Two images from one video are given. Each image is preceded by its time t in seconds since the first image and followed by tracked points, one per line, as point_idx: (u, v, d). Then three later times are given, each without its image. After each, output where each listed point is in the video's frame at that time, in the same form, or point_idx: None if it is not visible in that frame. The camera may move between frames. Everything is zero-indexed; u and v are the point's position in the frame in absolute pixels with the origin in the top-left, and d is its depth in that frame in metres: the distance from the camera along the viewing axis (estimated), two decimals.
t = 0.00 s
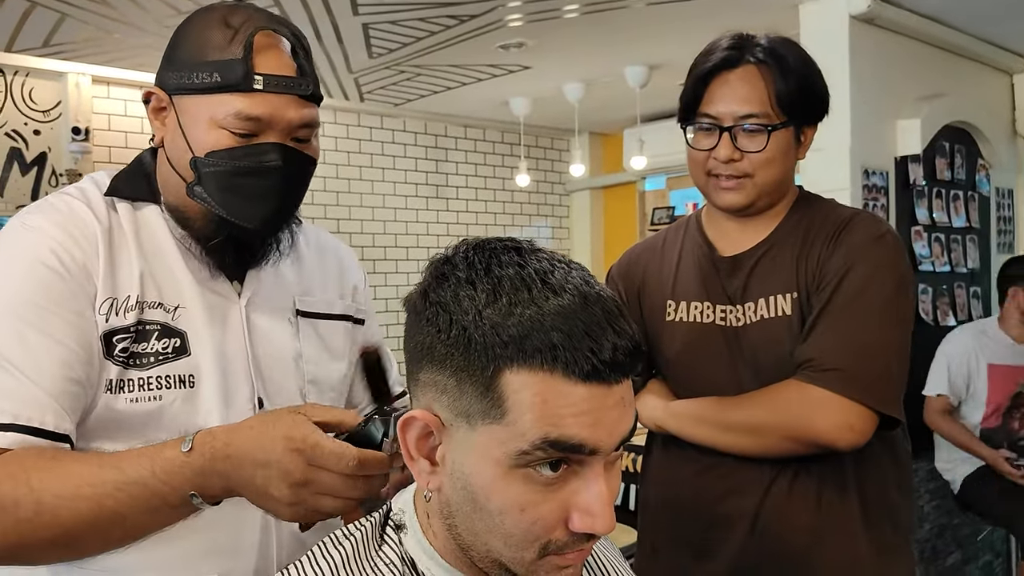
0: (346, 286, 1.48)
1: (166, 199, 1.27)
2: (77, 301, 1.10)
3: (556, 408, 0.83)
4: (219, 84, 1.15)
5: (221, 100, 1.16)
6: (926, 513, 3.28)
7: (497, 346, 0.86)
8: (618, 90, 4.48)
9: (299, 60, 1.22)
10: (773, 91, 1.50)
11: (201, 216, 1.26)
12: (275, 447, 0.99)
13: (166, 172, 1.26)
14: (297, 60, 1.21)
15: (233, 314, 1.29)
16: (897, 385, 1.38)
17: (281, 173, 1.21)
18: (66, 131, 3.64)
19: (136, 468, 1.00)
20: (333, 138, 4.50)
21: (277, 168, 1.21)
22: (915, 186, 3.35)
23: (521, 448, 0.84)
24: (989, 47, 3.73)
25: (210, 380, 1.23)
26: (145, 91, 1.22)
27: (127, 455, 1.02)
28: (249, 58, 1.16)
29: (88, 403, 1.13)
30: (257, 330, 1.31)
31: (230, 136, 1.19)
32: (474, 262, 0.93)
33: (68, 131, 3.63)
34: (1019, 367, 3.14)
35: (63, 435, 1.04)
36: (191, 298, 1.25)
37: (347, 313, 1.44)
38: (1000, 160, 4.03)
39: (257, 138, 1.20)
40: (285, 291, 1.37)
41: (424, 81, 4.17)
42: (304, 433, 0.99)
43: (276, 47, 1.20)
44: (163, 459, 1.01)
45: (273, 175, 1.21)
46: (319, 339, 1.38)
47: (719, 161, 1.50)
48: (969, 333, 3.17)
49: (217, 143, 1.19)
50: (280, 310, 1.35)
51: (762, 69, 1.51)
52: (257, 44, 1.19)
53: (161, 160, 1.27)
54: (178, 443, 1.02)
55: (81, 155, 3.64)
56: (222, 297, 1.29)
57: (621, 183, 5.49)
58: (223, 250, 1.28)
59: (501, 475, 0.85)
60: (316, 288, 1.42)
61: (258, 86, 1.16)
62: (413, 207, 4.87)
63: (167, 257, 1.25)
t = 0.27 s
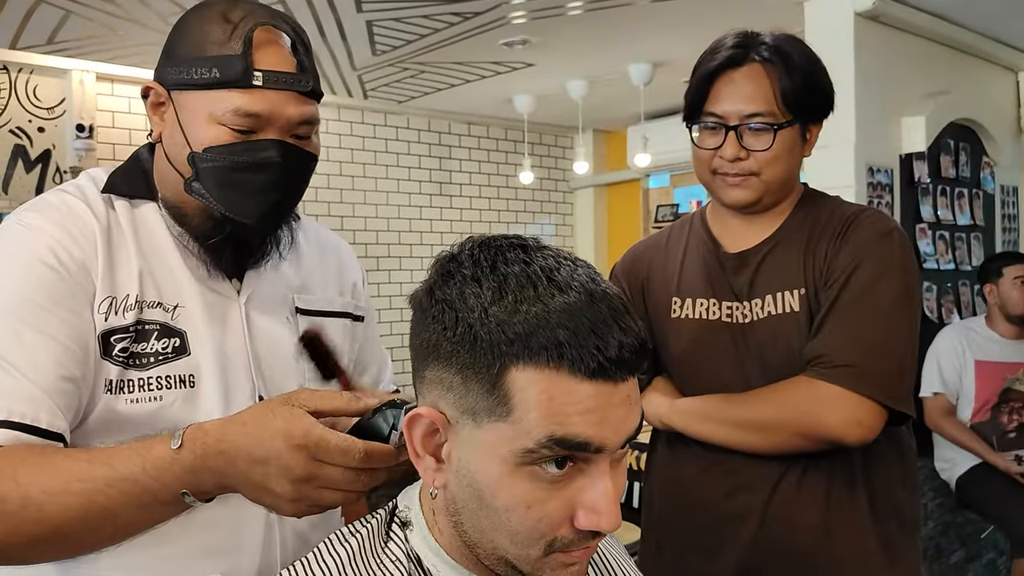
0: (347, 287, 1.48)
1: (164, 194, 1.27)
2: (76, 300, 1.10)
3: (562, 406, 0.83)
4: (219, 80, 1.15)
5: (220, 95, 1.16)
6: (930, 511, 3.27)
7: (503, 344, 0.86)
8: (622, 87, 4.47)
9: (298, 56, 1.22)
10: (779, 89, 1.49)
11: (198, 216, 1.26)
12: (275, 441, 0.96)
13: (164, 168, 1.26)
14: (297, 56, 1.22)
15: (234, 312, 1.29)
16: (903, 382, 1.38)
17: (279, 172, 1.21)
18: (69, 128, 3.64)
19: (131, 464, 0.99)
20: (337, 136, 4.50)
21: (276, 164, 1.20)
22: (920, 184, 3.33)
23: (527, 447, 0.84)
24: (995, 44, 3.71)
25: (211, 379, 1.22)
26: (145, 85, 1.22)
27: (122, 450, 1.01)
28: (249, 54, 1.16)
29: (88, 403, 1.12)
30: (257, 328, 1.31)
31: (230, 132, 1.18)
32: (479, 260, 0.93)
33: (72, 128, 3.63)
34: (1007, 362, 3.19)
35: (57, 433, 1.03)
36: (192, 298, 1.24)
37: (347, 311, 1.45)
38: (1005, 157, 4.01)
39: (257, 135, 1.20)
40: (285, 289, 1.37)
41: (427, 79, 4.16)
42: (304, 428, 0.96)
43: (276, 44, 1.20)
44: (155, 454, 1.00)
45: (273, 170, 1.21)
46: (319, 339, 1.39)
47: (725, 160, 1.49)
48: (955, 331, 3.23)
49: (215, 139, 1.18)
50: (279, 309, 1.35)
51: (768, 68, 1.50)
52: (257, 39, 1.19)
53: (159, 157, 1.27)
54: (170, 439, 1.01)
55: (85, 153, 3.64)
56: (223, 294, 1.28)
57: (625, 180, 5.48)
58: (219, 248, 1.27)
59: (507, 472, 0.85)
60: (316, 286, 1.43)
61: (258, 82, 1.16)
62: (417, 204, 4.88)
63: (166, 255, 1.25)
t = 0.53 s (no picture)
0: (341, 279, 1.50)
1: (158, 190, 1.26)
2: (73, 298, 1.10)
3: (565, 403, 0.83)
4: (214, 76, 1.15)
5: (214, 93, 1.16)
6: (933, 510, 3.26)
7: (507, 340, 0.86)
8: (625, 85, 4.47)
9: (295, 52, 1.21)
10: (781, 84, 1.49)
11: (192, 212, 1.25)
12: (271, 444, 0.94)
13: (157, 164, 1.25)
14: (294, 52, 1.21)
15: (230, 310, 1.30)
16: (907, 379, 1.38)
17: (275, 168, 1.21)
18: (73, 125, 3.64)
19: (129, 466, 0.98)
20: (340, 133, 4.49)
21: (272, 163, 1.20)
22: (924, 182, 3.33)
23: (530, 443, 0.84)
24: (999, 41, 3.70)
25: (209, 378, 1.23)
26: (138, 80, 1.21)
27: (120, 452, 0.99)
28: (245, 50, 1.15)
29: (88, 402, 1.13)
30: (253, 326, 1.31)
31: (225, 129, 1.18)
32: (483, 256, 0.93)
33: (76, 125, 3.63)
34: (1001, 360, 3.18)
35: (55, 433, 1.02)
36: (189, 294, 1.25)
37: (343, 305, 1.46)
38: (1008, 155, 4.01)
39: (252, 132, 1.19)
40: (280, 286, 1.37)
41: (430, 76, 4.16)
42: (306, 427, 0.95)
43: (273, 39, 1.19)
44: (156, 456, 0.98)
45: (269, 168, 1.20)
46: (316, 334, 1.40)
47: (727, 155, 1.49)
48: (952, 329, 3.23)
49: (210, 136, 1.18)
50: (276, 307, 1.36)
51: (770, 63, 1.50)
52: (253, 36, 1.18)
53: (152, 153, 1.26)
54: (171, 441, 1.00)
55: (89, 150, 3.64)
56: (219, 292, 1.29)
57: (628, 178, 5.47)
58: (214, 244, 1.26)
59: (510, 469, 0.85)
60: (312, 281, 1.44)
61: (254, 78, 1.15)
62: (420, 201, 4.88)
63: (162, 253, 1.25)
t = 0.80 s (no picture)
0: (338, 278, 1.50)
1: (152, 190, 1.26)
2: (67, 296, 1.09)
3: (569, 400, 0.83)
4: (203, 73, 1.15)
5: (204, 90, 1.16)
6: (937, 509, 3.25)
7: (510, 338, 0.86)
8: (629, 83, 4.46)
9: (286, 48, 1.21)
10: (780, 80, 1.48)
11: (186, 209, 1.25)
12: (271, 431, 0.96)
13: (151, 165, 1.25)
14: (284, 48, 1.20)
15: (224, 311, 1.28)
16: (910, 376, 1.37)
17: (267, 165, 1.21)
18: (78, 123, 3.66)
19: (131, 461, 0.98)
20: (344, 131, 4.50)
21: (264, 161, 1.20)
22: (929, 180, 3.31)
23: (534, 441, 0.84)
24: (1005, 39, 3.69)
25: (203, 378, 1.22)
26: (130, 79, 1.22)
27: (121, 448, 0.99)
28: (234, 48, 1.15)
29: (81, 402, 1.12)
30: (247, 326, 1.30)
31: (216, 126, 1.18)
32: (488, 253, 0.93)
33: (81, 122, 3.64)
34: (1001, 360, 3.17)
35: (54, 431, 1.01)
36: (182, 294, 1.24)
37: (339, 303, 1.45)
38: (1014, 153, 3.99)
39: (242, 130, 1.19)
40: (275, 285, 1.37)
41: (434, 74, 4.16)
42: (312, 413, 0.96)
43: (264, 35, 1.19)
44: (158, 452, 0.98)
45: (260, 166, 1.20)
46: (312, 333, 1.39)
47: (726, 150, 1.49)
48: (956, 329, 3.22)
49: (202, 133, 1.18)
50: (271, 306, 1.35)
51: (770, 58, 1.49)
52: (242, 32, 1.18)
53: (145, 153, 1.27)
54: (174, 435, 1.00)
55: (93, 148, 3.65)
56: (213, 292, 1.28)
57: (632, 176, 5.46)
58: (207, 240, 1.27)
59: (514, 466, 0.85)
60: (308, 279, 1.43)
61: (243, 76, 1.15)
62: (424, 199, 4.88)
63: (156, 251, 1.24)
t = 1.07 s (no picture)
0: (335, 274, 1.50)
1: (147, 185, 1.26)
2: (66, 296, 1.09)
3: (575, 398, 0.83)
4: (198, 67, 1.15)
5: (199, 84, 1.16)
6: (941, 507, 3.24)
7: (517, 335, 0.86)
8: (634, 80, 4.46)
9: (281, 40, 1.21)
10: (781, 74, 1.48)
11: (182, 203, 1.25)
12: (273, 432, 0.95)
13: (146, 160, 1.25)
14: (280, 40, 1.21)
15: (223, 308, 1.29)
16: (913, 373, 1.37)
17: (264, 159, 1.21)
18: (84, 120, 3.67)
19: (132, 465, 0.97)
20: (348, 128, 4.50)
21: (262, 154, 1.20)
22: (934, 178, 3.31)
23: (539, 438, 0.84)
24: (1011, 36, 3.67)
25: (203, 377, 1.22)
26: (123, 74, 1.22)
27: (123, 451, 0.99)
28: (228, 40, 1.15)
29: (82, 403, 1.12)
30: (246, 324, 1.31)
31: (211, 122, 1.18)
32: (494, 251, 0.93)
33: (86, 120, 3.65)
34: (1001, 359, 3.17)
35: (53, 432, 1.01)
36: (181, 292, 1.24)
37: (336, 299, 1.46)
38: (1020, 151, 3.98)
39: (238, 125, 1.19)
40: (273, 281, 1.37)
41: (438, 72, 4.16)
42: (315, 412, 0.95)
43: (258, 28, 1.20)
44: (161, 455, 0.98)
45: (257, 159, 1.20)
46: (309, 329, 1.39)
47: (727, 145, 1.49)
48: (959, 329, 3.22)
49: (198, 128, 1.18)
50: (269, 302, 1.35)
51: (771, 53, 1.49)
52: (236, 24, 1.18)
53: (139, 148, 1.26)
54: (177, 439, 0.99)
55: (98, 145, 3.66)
56: (212, 290, 1.28)
57: (636, 173, 5.46)
58: (207, 235, 1.26)
59: (520, 463, 0.86)
60: (305, 276, 1.43)
61: (239, 69, 1.15)
62: (429, 196, 4.88)
63: (154, 250, 1.24)
